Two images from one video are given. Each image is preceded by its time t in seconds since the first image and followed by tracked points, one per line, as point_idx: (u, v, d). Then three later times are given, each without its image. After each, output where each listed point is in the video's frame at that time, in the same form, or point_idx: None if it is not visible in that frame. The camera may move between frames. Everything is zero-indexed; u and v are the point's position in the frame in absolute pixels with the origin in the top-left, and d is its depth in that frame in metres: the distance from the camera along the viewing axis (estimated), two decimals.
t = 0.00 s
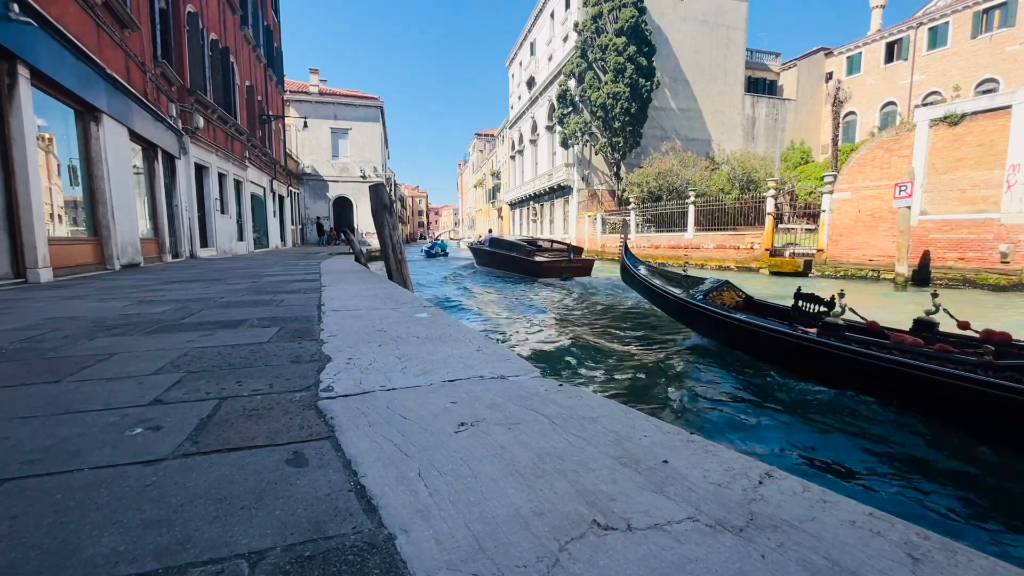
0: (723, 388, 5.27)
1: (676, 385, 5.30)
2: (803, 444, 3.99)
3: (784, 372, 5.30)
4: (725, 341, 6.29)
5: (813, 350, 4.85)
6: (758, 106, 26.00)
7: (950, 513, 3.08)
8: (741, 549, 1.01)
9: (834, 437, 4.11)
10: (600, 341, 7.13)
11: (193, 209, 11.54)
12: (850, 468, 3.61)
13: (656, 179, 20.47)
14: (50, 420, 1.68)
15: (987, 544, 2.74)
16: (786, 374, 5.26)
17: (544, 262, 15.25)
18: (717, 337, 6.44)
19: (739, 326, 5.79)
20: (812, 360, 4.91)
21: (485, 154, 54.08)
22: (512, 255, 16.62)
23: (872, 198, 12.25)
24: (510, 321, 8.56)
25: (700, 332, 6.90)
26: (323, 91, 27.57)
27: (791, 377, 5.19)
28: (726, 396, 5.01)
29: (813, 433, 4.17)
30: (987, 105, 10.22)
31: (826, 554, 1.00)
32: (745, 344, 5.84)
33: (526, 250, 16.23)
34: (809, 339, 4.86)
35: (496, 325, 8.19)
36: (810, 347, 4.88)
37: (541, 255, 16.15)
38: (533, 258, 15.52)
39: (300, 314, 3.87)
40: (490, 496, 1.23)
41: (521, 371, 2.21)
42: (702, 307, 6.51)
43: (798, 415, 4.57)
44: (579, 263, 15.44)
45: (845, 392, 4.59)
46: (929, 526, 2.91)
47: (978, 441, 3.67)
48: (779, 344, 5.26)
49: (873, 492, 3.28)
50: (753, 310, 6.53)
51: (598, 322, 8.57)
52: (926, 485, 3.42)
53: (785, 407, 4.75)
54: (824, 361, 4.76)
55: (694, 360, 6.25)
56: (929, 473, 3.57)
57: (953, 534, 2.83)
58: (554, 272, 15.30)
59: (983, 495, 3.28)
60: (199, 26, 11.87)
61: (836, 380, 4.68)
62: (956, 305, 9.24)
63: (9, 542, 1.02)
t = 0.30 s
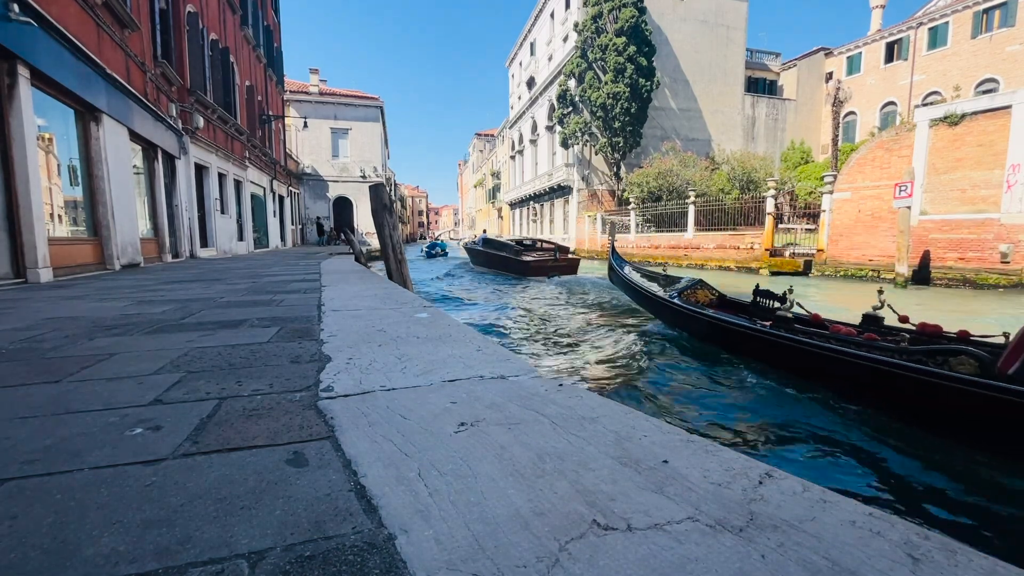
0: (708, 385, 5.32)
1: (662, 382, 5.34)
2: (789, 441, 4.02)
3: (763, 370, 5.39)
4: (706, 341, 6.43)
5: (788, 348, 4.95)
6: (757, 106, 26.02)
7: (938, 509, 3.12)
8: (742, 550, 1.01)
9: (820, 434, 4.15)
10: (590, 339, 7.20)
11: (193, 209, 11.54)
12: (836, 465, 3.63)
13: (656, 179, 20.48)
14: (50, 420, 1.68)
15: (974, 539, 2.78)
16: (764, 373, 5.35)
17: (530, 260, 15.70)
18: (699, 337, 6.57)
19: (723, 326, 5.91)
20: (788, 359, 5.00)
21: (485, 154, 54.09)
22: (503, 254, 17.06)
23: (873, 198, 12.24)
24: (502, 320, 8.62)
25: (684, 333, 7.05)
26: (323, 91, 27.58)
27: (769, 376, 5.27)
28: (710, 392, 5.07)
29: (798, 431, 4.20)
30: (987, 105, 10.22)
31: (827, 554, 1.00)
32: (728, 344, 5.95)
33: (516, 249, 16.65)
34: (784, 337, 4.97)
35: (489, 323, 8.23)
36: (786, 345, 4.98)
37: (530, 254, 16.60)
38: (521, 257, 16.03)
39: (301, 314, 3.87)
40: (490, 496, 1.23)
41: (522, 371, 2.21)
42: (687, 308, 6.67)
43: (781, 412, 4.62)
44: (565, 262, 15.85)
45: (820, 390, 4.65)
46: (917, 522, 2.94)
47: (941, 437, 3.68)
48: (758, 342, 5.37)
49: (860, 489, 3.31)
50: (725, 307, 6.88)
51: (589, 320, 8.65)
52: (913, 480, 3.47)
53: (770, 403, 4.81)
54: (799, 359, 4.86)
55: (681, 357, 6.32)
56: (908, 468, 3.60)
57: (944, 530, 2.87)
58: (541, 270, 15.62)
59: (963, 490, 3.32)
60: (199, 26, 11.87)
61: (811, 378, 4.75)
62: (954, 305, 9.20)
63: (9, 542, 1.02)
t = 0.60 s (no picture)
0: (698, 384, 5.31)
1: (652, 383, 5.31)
2: (785, 443, 3.96)
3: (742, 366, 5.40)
4: (689, 337, 6.49)
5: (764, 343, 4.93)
6: (757, 106, 26.03)
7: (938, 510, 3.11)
8: (742, 550, 1.01)
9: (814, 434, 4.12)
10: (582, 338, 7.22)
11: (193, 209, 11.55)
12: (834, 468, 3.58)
13: (656, 179, 20.48)
14: (51, 420, 1.68)
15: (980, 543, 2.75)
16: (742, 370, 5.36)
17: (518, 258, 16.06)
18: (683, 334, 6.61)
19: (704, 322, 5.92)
20: (765, 354, 4.98)
21: (485, 154, 54.11)
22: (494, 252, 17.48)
23: (872, 198, 12.23)
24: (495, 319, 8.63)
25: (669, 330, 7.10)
26: (323, 91, 27.59)
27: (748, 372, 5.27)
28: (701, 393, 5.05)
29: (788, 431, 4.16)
30: (987, 105, 10.22)
31: (827, 554, 1.00)
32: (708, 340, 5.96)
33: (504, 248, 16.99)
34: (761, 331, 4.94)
35: (482, 322, 8.23)
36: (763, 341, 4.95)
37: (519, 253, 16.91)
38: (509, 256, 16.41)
39: (300, 314, 3.87)
40: (490, 496, 1.23)
41: (521, 371, 2.21)
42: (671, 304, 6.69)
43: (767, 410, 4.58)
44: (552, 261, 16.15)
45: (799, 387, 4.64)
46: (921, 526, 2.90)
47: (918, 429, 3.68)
48: (736, 338, 5.36)
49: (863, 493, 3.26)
50: (701, 303, 6.95)
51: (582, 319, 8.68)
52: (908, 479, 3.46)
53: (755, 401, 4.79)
54: (775, 353, 4.84)
55: (668, 355, 6.33)
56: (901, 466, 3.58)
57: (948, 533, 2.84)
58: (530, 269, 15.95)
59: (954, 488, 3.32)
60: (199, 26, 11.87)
61: (788, 373, 4.74)
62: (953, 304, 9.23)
63: (9, 542, 1.02)
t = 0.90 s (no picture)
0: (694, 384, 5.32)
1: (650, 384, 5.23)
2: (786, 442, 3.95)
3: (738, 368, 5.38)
4: (679, 337, 6.49)
5: (763, 344, 4.93)
6: (757, 106, 26.03)
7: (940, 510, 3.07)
8: (742, 549, 1.02)
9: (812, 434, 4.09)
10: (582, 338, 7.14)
11: (193, 209, 11.55)
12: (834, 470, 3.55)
13: (656, 179, 20.49)
14: (51, 420, 1.68)
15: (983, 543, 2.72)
16: (738, 372, 5.35)
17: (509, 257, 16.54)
18: (673, 333, 6.62)
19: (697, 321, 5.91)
20: (763, 356, 4.97)
21: (485, 154, 54.09)
22: (487, 250, 18.00)
23: (873, 198, 12.24)
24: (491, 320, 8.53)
25: (659, 329, 7.10)
26: (323, 91, 27.59)
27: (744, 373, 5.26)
28: (697, 395, 5.01)
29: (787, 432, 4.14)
30: (987, 105, 10.22)
31: (827, 553, 1.00)
32: (701, 341, 5.95)
33: (496, 247, 17.44)
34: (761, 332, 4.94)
35: (479, 323, 8.14)
36: (762, 343, 4.94)
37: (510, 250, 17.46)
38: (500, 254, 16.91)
39: (300, 314, 3.87)
40: (490, 495, 1.23)
41: (521, 371, 2.21)
42: (662, 302, 6.69)
43: (765, 412, 4.55)
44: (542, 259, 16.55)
45: (798, 389, 4.63)
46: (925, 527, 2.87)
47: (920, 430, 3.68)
48: (732, 340, 5.35)
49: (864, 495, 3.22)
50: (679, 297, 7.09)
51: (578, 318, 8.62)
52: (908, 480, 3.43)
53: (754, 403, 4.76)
54: (774, 354, 4.84)
55: (661, 355, 6.30)
56: (902, 466, 3.55)
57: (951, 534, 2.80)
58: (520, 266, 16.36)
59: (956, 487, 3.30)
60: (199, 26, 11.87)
61: (786, 374, 4.74)
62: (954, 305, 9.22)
63: (9, 542, 1.02)
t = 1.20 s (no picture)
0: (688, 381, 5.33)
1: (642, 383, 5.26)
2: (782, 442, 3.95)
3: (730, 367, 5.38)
4: (666, 338, 6.52)
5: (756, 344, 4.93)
6: (757, 106, 26.03)
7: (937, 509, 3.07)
8: (742, 549, 1.02)
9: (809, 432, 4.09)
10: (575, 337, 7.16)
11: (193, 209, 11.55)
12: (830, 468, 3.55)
13: (656, 179, 20.50)
14: (51, 420, 1.68)
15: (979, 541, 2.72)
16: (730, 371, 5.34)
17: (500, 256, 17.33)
18: (660, 334, 6.64)
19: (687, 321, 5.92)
20: (756, 355, 4.97)
21: (485, 154, 54.10)
22: (479, 250, 18.98)
23: (873, 198, 12.24)
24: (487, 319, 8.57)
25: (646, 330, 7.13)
26: (323, 91, 27.59)
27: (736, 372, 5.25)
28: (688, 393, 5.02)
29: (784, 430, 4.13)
30: (987, 105, 10.22)
31: (827, 554, 1.00)
32: (691, 341, 5.96)
33: (488, 247, 18.40)
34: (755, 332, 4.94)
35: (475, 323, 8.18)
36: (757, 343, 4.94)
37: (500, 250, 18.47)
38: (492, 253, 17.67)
39: (300, 314, 3.87)
40: (490, 496, 1.23)
41: (522, 371, 2.21)
42: (650, 302, 6.72)
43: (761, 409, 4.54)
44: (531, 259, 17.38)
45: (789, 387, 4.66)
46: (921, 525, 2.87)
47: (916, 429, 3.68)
48: (724, 339, 5.34)
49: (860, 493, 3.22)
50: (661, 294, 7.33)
51: (573, 318, 8.62)
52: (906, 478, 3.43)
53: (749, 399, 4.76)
54: (768, 353, 4.83)
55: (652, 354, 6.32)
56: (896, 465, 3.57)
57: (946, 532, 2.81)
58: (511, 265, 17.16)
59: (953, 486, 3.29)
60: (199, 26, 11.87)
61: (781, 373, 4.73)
62: (958, 305, 9.17)
63: (9, 542, 1.02)
